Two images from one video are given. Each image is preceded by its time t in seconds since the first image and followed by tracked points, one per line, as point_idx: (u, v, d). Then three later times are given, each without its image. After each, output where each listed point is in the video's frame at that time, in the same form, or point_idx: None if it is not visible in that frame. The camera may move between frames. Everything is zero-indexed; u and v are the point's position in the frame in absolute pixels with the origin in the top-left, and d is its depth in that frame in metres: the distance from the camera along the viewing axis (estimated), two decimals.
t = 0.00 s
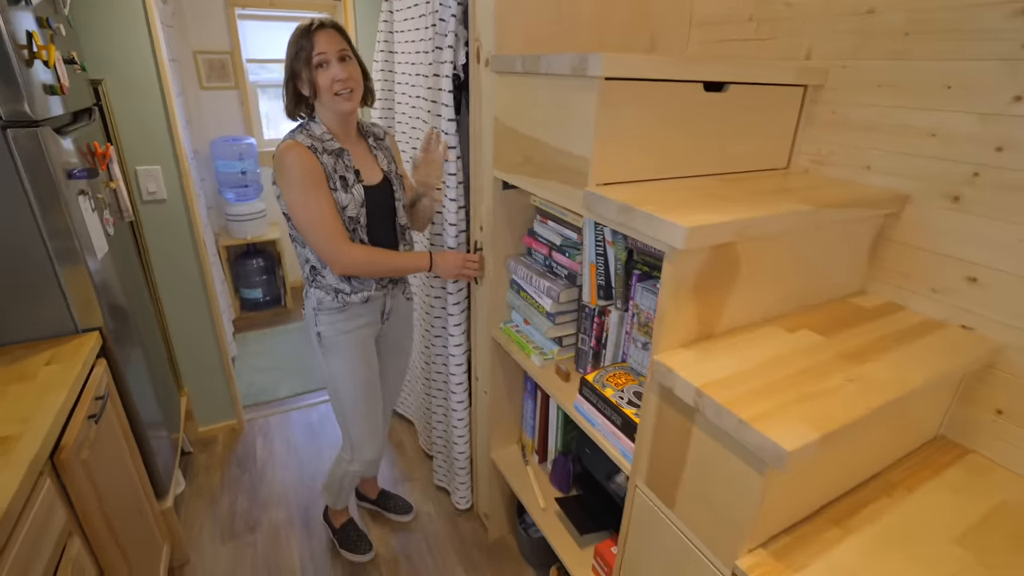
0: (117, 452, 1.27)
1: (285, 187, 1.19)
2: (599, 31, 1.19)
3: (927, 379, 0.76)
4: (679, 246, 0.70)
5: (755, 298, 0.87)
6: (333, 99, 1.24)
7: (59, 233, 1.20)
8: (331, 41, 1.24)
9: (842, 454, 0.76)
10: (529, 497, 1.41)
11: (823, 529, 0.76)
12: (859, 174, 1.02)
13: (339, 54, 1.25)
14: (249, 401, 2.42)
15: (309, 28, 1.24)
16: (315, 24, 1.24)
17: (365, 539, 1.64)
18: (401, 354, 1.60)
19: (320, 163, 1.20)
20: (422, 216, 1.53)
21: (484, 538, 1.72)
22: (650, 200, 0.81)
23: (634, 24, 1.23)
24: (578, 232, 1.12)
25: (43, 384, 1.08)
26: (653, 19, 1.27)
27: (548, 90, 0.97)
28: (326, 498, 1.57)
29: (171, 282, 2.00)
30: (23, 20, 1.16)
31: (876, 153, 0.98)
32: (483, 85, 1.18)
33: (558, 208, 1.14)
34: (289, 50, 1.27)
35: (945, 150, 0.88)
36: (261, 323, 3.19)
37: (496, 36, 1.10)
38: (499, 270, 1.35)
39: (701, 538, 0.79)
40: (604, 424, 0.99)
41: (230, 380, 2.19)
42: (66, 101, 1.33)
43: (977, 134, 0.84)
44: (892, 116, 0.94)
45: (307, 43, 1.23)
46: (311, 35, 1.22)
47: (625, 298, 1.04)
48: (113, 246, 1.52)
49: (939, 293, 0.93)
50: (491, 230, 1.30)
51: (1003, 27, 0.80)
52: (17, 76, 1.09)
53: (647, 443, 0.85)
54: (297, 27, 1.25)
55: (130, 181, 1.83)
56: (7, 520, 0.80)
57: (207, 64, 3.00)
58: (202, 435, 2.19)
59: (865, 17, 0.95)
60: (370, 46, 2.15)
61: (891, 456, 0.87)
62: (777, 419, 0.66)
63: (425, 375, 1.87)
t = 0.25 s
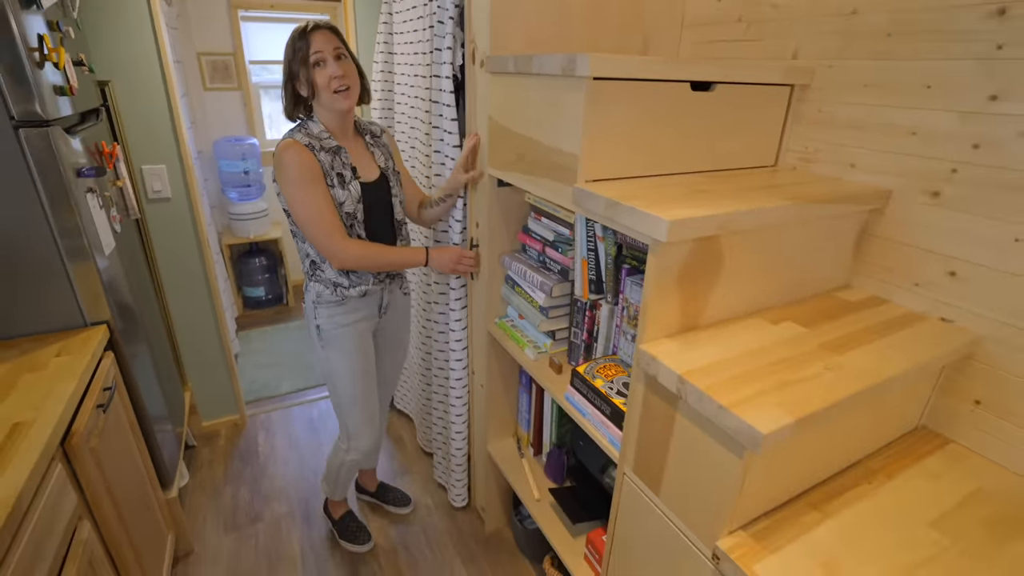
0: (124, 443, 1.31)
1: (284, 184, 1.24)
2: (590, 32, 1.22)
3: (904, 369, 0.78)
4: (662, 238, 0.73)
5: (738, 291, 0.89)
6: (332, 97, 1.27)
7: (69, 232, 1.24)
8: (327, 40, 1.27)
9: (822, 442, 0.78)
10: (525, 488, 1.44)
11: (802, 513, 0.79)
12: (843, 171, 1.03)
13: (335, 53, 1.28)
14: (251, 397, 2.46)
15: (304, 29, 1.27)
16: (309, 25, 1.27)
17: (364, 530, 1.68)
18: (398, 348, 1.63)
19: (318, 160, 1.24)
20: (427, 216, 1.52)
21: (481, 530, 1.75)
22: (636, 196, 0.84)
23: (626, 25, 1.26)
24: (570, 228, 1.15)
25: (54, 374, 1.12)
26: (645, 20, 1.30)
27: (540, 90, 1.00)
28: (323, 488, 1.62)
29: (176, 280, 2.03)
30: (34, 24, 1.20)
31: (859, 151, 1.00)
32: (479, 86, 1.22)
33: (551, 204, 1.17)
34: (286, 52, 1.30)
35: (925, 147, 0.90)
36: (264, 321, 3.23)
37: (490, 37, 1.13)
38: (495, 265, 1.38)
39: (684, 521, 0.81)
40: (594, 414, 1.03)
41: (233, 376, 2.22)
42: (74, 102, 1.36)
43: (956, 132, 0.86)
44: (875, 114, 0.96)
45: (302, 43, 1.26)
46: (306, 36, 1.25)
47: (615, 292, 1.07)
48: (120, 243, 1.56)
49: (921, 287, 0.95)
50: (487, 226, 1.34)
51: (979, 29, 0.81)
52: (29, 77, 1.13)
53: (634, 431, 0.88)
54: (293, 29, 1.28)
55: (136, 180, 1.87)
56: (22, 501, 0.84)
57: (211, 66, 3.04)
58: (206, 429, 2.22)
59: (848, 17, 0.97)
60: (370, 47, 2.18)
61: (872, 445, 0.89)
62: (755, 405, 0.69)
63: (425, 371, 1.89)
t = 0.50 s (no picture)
0: (135, 433, 1.35)
1: (284, 183, 1.27)
2: (587, 29, 1.23)
3: (892, 356, 0.80)
4: (653, 229, 0.75)
5: (730, 281, 0.91)
6: (332, 94, 1.29)
7: (80, 229, 1.28)
8: (325, 38, 1.30)
9: (810, 427, 0.80)
10: (526, 478, 1.47)
11: (792, 496, 0.81)
12: (836, 163, 1.04)
13: (333, 51, 1.31)
14: (258, 392, 2.50)
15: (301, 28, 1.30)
16: (307, 24, 1.30)
17: (369, 520, 1.71)
18: (400, 342, 1.66)
19: (316, 159, 1.27)
20: (427, 211, 1.55)
21: (484, 521, 1.78)
22: (631, 188, 0.86)
23: (623, 21, 1.27)
24: (568, 221, 1.17)
25: (67, 365, 1.17)
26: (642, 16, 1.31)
27: (536, 86, 1.02)
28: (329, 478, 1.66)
29: (184, 276, 2.07)
30: (45, 26, 1.23)
31: (852, 143, 1.01)
32: (478, 83, 1.24)
33: (549, 198, 1.19)
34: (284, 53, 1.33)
35: (916, 139, 0.91)
36: (270, 318, 3.27)
37: (489, 35, 1.16)
38: (495, 259, 1.40)
39: (677, 505, 0.84)
40: (591, 402, 1.05)
41: (240, 371, 2.26)
42: (84, 101, 1.40)
43: (945, 123, 0.87)
44: (867, 107, 0.97)
45: (301, 43, 1.29)
46: (304, 35, 1.28)
47: (613, 284, 1.09)
48: (129, 239, 1.60)
49: (913, 277, 0.96)
50: (488, 221, 1.36)
51: (967, 22, 0.82)
52: (40, 78, 1.16)
53: (630, 418, 0.90)
54: (291, 29, 1.31)
55: (144, 178, 1.91)
56: (40, 484, 0.88)
57: (216, 65, 3.08)
58: (214, 423, 2.26)
59: (840, 11, 0.98)
60: (372, 46, 2.21)
61: (863, 431, 0.91)
62: (745, 389, 0.71)
63: (428, 365, 1.92)
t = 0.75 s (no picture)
0: (139, 428, 1.37)
1: (282, 181, 1.28)
2: (582, 23, 1.24)
3: (881, 342, 0.81)
4: (644, 218, 0.77)
5: (723, 271, 0.92)
6: (329, 90, 1.31)
7: (82, 227, 1.29)
8: (323, 34, 1.31)
9: (801, 413, 0.82)
10: (526, 469, 1.49)
11: (784, 479, 0.83)
12: (828, 154, 1.05)
13: (331, 47, 1.33)
14: (261, 388, 2.52)
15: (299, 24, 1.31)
16: (305, 20, 1.31)
17: (372, 513, 1.74)
18: (400, 337, 1.68)
19: (313, 156, 1.28)
20: (424, 205, 1.56)
21: (486, 512, 1.80)
22: (624, 179, 0.87)
23: (616, 15, 1.28)
24: (564, 214, 1.19)
25: (71, 361, 1.18)
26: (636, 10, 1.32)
27: (531, 80, 1.03)
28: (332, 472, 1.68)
29: (185, 273, 2.09)
30: (45, 26, 1.25)
31: (843, 133, 1.02)
32: (474, 78, 1.25)
33: (546, 191, 1.21)
34: (279, 47, 1.33)
35: (905, 128, 0.92)
36: (272, 315, 3.29)
37: (484, 30, 1.17)
38: (493, 252, 1.42)
39: (672, 490, 0.85)
40: (588, 392, 1.07)
41: (243, 367, 2.28)
42: (84, 100, 1.41)
43: (933, 113, 0.88)
44: (857, 97, 0.98)
45: (298, 38, 1.29)
46: (302, 30, 1.29)
47: (608, 275, 1.11)
48: (131, 237, 1.62)
49: (903, 265, 0.97)
50: (485, 215, 1.37)
51: (954, 12, 0.84)
52: (41, 78, 1.17)
53: (625, 406, 0.92)
54: (287, 24, 1.31)
55: (145, 177, 1.92)
56: (47, 476, 0.90)
57: (215, 64, 3.09)
58: (217, 419, 2.29)
59: (830, 3, 0.99)
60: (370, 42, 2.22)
61: (855, 417, 0.92)
62: (735, 374, 0.73)
63: (429, 359, 1.94)
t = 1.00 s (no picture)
0: (139, 423, 1.38)
1: (280, 179, 1.29)
2: (578, 22, 1.25)
3: (871, 335, 0.82)
4: (637, 213, 0.78)
5: (715, 265, 0.94)
6: (335, 88, 1.33)
7: (83, 225, 1.31)
8: (333, 34, 1.33)
9: (791, 405, 0.82)
10: (523, 464, 1.50)
11: (776, 472, 0.83)
12: (820, 150, 1.07)
13: (339, 47, 1.34)
14: (260, 385, 2.53)
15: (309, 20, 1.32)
16: (315, 18, 1.32)
17: (370, 509, 1.75)
18: (399, 333, 1.69)
19: (311, 154, 1.29)
20: (421, 202, 1.58)
21: (483, 508, 1.81)
22: (618, 175, 0.88)
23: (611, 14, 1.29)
24: (560, 210, 1.20)
25: (73, 356, 1.20)
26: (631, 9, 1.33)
27: (526, 77, 1.04)
28: (330, 467, 1.69)
29: (185, 271, 2.10)
30: (46, 25, 1.26)
31: (835, 130, 1.03)
32: (471, 75, 1.26)
33: (542, 188, 1.22)
34: (284, 41, 1.32)
35: (895, 125, 0.94)
36: (271, 313, 3.31)
37: (480, 28, 1.18)
38: (490, 249, 1.43)
39: (665, 482, 0.86)
40: (583, 385, 1.08)
41: (242, 364, 2.29)
42: (85, 98, 1.42)
43: (923, 109, 0.89)
44: (849, 94, 1.00)
45: (308, 34, 1.30)
46: (314, 28, 1.30)
47: (603, 270, 1.12)
48: (131, 234, 1.63)
49: (895, 260, 0.98)
50: (482, 211, 1.38)
51: (942, 9, 0.85)
52: (42, 76, 1.19)
53: (619, 399, 0.93)
54: (295, 20, 1.31)
55: (145, 174, 1.93)
56: (48, 468, 0.91)
57: (214, 63, 3.10)
58: (217, 416, 2.30)
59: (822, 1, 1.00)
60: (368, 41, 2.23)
61: (847, 410, 0.93)
62: (726, 366, 0.74)
63: (427, 355, 1.95)
